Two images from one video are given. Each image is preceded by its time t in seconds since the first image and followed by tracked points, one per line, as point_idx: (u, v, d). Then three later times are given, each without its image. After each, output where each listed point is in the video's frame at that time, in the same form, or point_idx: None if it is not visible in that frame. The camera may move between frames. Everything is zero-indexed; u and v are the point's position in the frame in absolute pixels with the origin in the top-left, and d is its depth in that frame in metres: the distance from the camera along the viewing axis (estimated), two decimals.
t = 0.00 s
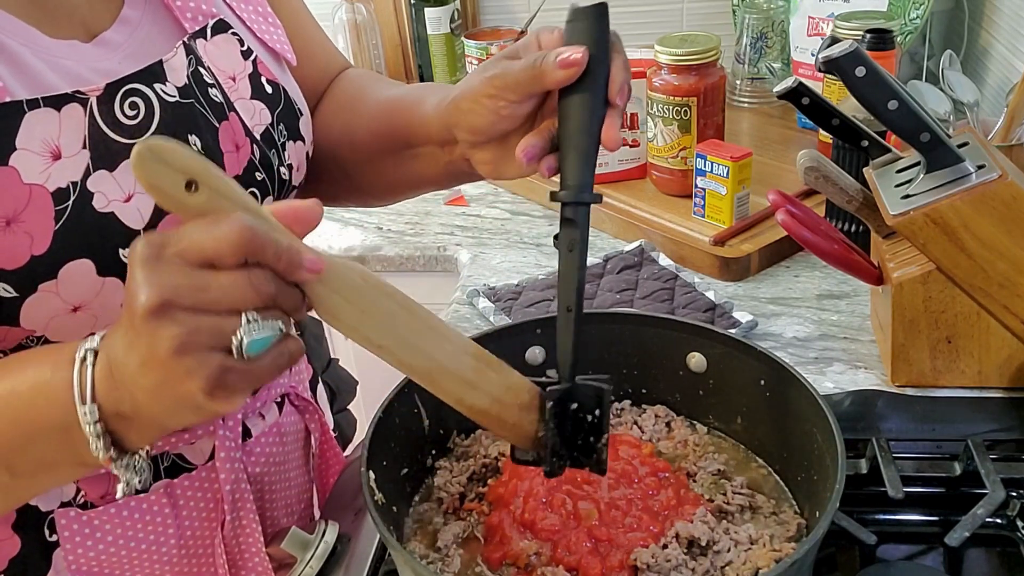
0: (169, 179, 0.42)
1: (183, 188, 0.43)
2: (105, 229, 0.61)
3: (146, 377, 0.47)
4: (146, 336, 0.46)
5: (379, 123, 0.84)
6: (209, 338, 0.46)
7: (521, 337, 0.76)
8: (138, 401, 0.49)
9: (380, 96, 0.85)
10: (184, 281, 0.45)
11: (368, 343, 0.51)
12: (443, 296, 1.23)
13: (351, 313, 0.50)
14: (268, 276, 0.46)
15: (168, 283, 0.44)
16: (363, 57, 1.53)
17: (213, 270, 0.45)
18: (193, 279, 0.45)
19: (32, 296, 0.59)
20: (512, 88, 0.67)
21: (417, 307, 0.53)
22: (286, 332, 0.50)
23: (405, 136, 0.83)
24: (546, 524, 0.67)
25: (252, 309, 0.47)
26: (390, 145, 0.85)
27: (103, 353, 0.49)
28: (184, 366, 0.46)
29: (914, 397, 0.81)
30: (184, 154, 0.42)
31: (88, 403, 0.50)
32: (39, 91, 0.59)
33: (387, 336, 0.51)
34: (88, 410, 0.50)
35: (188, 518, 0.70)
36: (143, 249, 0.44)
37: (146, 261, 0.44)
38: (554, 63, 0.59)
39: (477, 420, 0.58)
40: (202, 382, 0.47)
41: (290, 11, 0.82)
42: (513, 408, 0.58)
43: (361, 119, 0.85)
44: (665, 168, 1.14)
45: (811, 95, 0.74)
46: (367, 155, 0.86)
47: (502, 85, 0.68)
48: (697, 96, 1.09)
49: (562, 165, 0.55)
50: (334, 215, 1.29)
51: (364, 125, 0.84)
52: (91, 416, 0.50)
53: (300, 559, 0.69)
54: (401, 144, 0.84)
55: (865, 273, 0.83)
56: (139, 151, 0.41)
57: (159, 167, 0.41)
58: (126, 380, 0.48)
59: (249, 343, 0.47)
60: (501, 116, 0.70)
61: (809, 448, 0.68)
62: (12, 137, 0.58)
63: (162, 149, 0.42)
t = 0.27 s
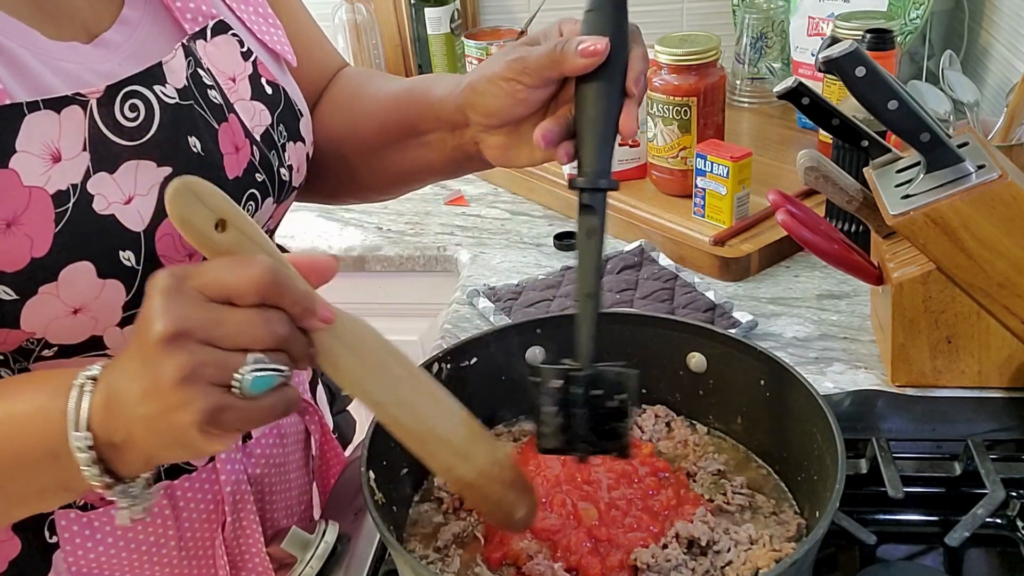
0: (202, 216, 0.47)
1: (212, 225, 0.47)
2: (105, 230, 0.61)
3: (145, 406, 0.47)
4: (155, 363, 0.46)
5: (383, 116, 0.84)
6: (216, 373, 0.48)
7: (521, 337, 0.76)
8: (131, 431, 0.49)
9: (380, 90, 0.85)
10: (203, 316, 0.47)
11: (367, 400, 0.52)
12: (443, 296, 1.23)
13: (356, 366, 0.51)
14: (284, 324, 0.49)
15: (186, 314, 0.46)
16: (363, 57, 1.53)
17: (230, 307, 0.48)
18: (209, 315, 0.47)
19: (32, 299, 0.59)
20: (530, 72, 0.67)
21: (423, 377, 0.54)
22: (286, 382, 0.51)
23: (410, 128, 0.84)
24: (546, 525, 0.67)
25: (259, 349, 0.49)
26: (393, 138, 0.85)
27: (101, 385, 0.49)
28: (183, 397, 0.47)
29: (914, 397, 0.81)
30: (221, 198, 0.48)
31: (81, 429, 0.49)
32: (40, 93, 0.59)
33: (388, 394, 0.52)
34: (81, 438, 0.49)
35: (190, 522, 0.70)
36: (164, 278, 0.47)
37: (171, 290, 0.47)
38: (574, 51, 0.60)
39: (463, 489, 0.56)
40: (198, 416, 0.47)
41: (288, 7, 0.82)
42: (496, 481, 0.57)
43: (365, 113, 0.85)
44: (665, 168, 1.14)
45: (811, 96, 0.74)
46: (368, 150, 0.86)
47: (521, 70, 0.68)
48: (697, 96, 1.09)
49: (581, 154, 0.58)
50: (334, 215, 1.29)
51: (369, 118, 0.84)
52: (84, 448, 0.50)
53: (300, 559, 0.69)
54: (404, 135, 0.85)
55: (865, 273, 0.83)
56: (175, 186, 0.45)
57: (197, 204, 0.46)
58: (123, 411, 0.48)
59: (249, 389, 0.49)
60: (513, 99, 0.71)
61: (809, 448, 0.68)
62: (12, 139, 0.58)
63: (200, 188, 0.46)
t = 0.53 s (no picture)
0: (124, 187, 0.43)
1: (137, 195, 0.44)
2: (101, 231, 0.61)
3: (91, 388, 0.47)
4: (94, 341, 0.46)
5: (402, 107, 0.83)
6: (158, 345, 0.46)
7: (521, 337, 0.76)
8: (82, 417, 0.49)
9: (405, 77, 0.84)
10: (133, 288, 0.45)
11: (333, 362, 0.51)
12: (443, 296, 1.23)
13: (309, 327, 0.50)
14: (222, 286, 0.47)
15: (117, 288, 0.45)
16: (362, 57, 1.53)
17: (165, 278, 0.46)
18: (141, 285, 0.45)
19: (28, 299, 0.59)
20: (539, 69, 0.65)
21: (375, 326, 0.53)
22: (237, 350, 0.49)
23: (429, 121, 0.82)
24: (546, 524, 0.67)
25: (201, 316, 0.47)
26: (412, 130, 0.84)
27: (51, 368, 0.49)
28: (125, 372, 0.46)
29: (914, 397, 0.81)
30: (143, 165, 0.44)
31: (32, 417, 0.49)
32: (37, 93, 0.59)
33: (344, 350, 0.51)
34: (32, 426, 0.49)
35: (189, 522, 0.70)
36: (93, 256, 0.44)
37: (100, 267, 0.44)
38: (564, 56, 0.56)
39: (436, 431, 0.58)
40: (141, 392, 0.46)
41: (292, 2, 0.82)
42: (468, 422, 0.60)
43: (383, 104, 0.84)
44: (665, 168, 1.14)
45: (811, 95, 0.74)
46: (387, 142, 0.86)
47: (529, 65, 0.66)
48: (697, 96, 1.10)
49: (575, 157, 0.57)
50: (334, 215, 1.29)
51: (386, 111, 0.84)
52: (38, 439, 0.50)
53: (300, 559, 0.69)
54: (423, 127, 0.83)
55: (865, 273, 0.83)
56: (94, 159, 0.42)
57: (115, 175, 0.42)
58: (74, 397, 0.48)
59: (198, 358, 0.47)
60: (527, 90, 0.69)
61: (809, 448, 0.68)
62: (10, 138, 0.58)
63: (117, 158, 0.43)
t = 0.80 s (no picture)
0: (147, 167, 0.45)
1: (161, 176, 0.46)
2: (95, 236, 0.61)
3: (132, 360, 0.47)
4: (132, 311, 0.46)
5: (411, 125, 0.83)
6: (191, 312, 0.47)
7: (521, 337, 0.76)
8: (121, 394, 0.49)
9: (416, 93, 0.84)
10: (164, 256, 0.46)
11: (366, 327, 0.51)
12: (443, 296, 1.23)
13: (336, 291, 0.50)
14: (249, 254, 0.48)
15: (149, 259, 0.45)
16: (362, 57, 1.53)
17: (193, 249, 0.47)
18: (174, 257, 0.46)
19: (20, 304, 0.59)
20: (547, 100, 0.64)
21: (400, 287, 0.52)
22: (268, 315, 0.51)
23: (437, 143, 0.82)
24: (546, 524, 0.67)
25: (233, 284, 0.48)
26: (420, 149, 0.83)
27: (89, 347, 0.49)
28: (166, 339, 0.46)
29: (914, 397, 0.81)
30: (164, 146, 0.46)
31: (73, 394, 0.49)
32: (32, 98, 0.59)
33: (373, 313, 0.51)
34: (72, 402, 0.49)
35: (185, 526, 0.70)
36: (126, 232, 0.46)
37: (132, 242, 0.45)
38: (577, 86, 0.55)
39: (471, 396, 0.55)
40: (185, 355, 0.47)
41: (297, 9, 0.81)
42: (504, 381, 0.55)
43: (391, 120, 0.84)
44: (665, 168, 1.14)
45: (811, 95, 0.74)
46: (393, 156, 0.85)
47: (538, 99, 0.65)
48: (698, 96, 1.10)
49: (580, 185, 0.56)
50: (334, 215, 1.29)
51: (393, 123, 0.84)
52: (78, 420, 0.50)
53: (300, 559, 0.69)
54: (430, 147, 0.82)
55: (865, 273, 0.83)
56: (117, 142, 0.44)
57: (138, 157, 0.45)
58: (112, 374, 0.48)
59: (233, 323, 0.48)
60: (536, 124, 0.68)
61: (809, 448, 0.68)
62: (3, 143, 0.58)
63: (140, 141, 0.45)
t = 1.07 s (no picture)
0: (183, 164, 0.42)
1: (195, 172, 0.43)
2: (101, 238, 0.61)
3: (162, 359, 0.48)
4: (161, 312, 0.46)
5: (411, 121, 0.83)
6: (221, 314, 0.47)
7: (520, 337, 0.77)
8: (151, 390, 0.49)
9: (415, 92, 0.84)
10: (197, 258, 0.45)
11: (392, 339, 0.51)
12: (443, 296, 1.23)
13: (359, 297, 0.49)
14: (279, 258, 0.47)
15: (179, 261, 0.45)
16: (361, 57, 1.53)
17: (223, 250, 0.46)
18: (203, 257, 0.46)
19: (28, 307, 0.59)
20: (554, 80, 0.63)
21: (429, 296, 0.52)
22: (298, 318, 0.50)
23: (437, 137, 0.82)
24: (546, 524, 0.67)
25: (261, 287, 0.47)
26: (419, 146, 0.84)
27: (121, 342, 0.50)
28: (195, 342, 0.46)
29: (914, 397, 0.81)
30: (202, 140, 0.43)
31: (104, 389, 0.50)
32: (38, 100, 0.59)
33: (392, 316, 0.50)
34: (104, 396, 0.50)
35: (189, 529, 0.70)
36: (157, 231, 0.45)
37: (163, 242, 0.45)
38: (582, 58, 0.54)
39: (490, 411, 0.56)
40: (213, 359, 0.47)
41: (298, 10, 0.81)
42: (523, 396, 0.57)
43: (389, 118, 0.84)
44: (665, 168, 1.14)
45: (811, 95, 0.74)
46: (392, 155, 0.86)
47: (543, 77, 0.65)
48: (697, 96, 1.09)
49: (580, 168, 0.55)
50: (334, 215, 1.29)
51: (392, 123, 0.84)
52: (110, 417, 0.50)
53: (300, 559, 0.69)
54: (431, 142, 0.83)
55: (865, 273, 0.83)
56: (154, 134, 0.41)
57: (174, 152, 0.41)
58: (142, 370, 0.49)
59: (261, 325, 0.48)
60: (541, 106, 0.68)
61: (809, 448, 0.68)
62: (10, 146, 0.57)
63: (177, 134, 0.41)
